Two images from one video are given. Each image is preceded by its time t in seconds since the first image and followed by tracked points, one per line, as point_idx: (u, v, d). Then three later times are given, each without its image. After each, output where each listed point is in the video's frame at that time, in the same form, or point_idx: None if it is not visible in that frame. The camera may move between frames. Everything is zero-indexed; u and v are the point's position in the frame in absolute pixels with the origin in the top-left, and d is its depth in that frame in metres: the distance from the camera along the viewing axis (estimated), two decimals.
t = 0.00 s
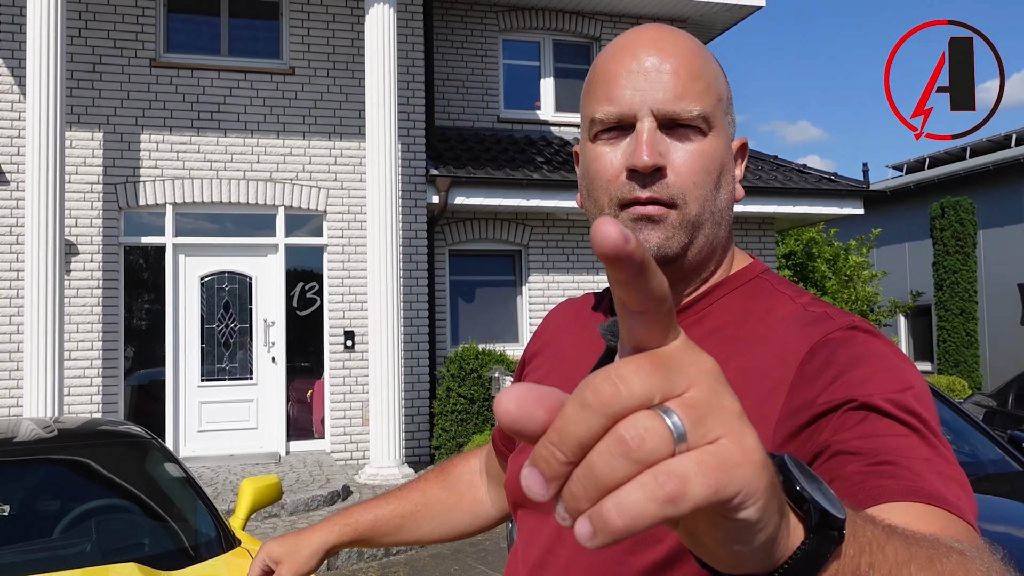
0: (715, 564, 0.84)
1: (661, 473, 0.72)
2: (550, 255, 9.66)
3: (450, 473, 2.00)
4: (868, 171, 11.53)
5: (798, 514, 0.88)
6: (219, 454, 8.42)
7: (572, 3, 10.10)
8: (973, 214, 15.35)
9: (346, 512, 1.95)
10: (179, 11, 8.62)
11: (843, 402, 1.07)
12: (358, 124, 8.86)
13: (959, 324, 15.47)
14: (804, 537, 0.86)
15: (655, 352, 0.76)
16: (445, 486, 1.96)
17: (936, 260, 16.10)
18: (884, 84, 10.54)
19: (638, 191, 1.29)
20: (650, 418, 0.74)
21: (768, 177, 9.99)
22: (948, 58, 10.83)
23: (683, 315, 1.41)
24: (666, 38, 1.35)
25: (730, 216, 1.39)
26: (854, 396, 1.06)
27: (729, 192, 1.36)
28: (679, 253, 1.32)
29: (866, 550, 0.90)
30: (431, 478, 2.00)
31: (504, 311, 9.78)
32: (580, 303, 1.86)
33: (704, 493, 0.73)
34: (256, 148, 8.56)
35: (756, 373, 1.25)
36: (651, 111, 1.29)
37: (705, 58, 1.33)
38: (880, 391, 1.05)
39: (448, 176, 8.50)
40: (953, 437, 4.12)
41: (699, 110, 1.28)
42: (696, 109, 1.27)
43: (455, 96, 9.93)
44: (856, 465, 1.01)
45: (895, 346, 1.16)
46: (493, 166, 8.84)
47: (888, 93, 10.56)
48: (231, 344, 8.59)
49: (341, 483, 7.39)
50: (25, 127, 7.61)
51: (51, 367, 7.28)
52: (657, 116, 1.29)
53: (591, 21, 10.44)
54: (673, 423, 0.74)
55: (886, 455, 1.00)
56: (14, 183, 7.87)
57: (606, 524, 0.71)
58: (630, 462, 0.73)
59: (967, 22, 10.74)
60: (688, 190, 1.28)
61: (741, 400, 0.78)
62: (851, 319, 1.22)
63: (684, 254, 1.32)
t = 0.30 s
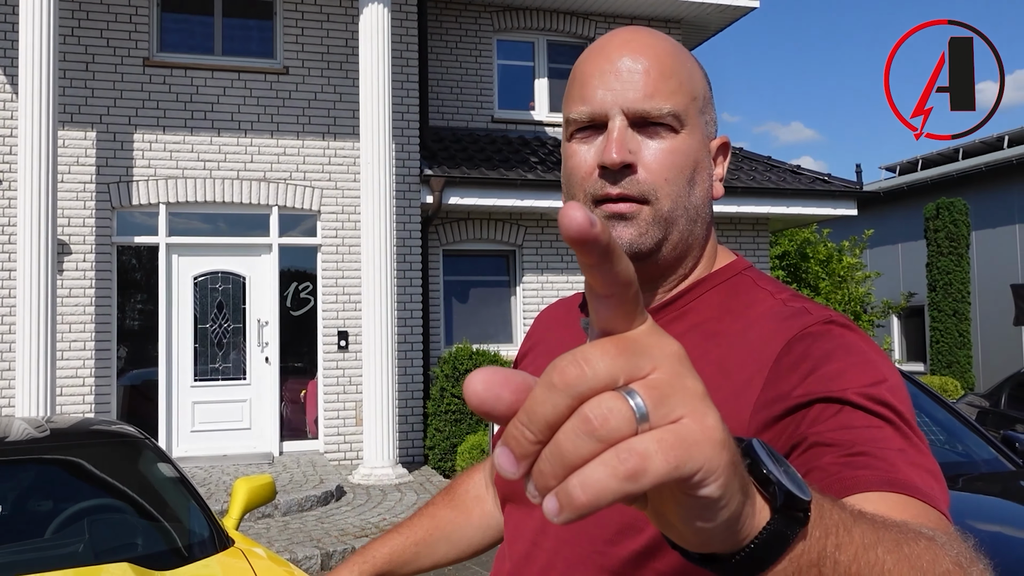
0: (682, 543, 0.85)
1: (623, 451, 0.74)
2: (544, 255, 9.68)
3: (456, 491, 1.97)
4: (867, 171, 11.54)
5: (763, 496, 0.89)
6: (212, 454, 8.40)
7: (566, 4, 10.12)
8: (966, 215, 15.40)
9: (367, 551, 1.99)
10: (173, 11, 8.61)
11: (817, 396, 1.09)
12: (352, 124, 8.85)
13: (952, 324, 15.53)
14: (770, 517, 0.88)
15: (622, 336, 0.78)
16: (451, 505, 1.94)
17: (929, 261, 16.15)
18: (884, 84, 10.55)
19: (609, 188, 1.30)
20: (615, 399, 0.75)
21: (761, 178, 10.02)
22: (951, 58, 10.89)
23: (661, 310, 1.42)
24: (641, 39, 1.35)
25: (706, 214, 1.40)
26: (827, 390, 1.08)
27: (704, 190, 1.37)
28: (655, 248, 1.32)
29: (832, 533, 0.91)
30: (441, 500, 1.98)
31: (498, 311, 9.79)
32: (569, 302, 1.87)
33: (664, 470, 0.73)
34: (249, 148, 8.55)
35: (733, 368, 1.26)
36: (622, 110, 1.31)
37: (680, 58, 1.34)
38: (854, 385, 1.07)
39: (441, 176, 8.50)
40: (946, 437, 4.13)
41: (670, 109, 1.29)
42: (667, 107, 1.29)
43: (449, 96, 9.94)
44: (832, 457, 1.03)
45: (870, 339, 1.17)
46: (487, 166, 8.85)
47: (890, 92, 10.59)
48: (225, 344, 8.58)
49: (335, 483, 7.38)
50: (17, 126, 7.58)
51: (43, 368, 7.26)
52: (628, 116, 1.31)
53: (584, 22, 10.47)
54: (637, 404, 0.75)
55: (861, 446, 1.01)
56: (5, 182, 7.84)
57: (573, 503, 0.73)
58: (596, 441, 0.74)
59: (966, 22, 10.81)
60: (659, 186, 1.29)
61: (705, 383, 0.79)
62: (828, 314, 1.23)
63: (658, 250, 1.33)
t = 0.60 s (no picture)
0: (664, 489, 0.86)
1: (615, 370, 0.76)
2: (537, 254, 9.68)
3: (453, 490, 1.98)
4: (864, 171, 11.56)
5: (744, 452, 0.90)
6: (205, 453, 8.38)
7: (560, 3, 10.12)
8: (959, 216, 15.46)
9: (367, 553, 2.00)
10: (166, 8, 8.59)
11: (797, 393, 1.10)
12: (346, 122, 8.83)
13: (944, 325, 15.59)
14: (749, 469, 0.88)
15: (626, 271, 0.81)
16: (448, 504, 1.95)
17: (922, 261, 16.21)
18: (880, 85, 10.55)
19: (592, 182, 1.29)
20: (611, 324, 0.78)
21: (755, 177, 10.04)
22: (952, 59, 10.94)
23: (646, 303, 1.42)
24: (629, 38, 1.37)
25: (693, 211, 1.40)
26: (806, 389, 1.09)
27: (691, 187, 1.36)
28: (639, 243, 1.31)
29: (809, 496, 0.92)
30: (438, 500, 1.99)
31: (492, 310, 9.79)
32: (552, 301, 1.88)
33: (652, 390, 0.76)
34: (242, 146, 8.53)
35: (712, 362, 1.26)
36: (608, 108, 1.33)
37: (664, 57, 1.35)
38: (834, 384, 1.08)
39: (435, 175, 8.49)
40: (938, 436, 4.15)
41: (655, 105, 1.30)
42: (651, 103, 1.30)
43: (443, 96, 9.93)
44: (812, 452, 1.05)
45: (850, 339, 1.18)
46: (481, 165, 8.85)
47: (895, 91, 10.65)
48: (218, 343, 8.56)
49: (328, 482, 7.37)
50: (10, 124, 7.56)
51: (36, 365, 7.24)
52: (614, 111, 1.32)
53: (579, 21, 10.47)
54: (632, 331, 0.78)
55: (840, 443, 1.04)
56: None
57: (571, 418, 0.77)
58: (592, 362, 0.77)
59: (965, 24, 10.85)
60: (644, 180, 1.27)
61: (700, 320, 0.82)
62: (810, 311, 1.24)
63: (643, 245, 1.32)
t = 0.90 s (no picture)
0: (667, 483, 0.89)
1: (619, 374, 0.80)
2: (532, 254, 9.71)
3: (445, 503, 2.00)
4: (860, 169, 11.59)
5: (749, 453, 0.92)
6: (200, 452, 8.38)
7: (555, 3, 10.14)
8: (951, 215, 15.53)
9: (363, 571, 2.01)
10: (161, 7, 8.58)
11: (785, 393, 1.12)
12: (340, 122, 8.83)
13: (936, 323, 15.67)
14: (754, 471, 0.90)
15: (639, 273, 0.84)
16: (441, 517, 1.97)
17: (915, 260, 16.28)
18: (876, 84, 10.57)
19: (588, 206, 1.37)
20: (621, 327, 0.82)
21: (749, 177, 10.07)
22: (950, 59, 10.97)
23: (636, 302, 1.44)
24: (610, 48, 1.41)
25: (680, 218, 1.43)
26: (795, 388, 1.12)
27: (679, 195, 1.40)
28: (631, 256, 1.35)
29: (810, 496, 0.94)
30: (431, 514, 2.01)
31: (487, 309, 9.81)
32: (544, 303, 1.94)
33: (654, 396, 0.79)
34: (237, 145, 8.52)
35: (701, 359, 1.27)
36: (595, 127, 1.35)
37: (649, 67, 1.37)
38: (821, 384, 1.11)
39: (430, 174, 8.51)
40: (930, 434, 4.20)
41: (642, 121, 1.32)
42: (639, 120, 1.32)
43: (438, 95, 9.94)
44: (802, 450, 1.08)
45: (836, 339, 1.21)
46: (476, 165, 8.86)
47: (895, 91, 10.69)
48: (213, 342, 8.56)
49: (323, 481, 7.38)
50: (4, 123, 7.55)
51: (30, 365, 7.23)
52: (602, 130, 1.35)
53: (573, 21, 10.48)
54: (640, 335, 0.82)
55: (828, 441, 1.07)
56: None
57: (576, 417, 0.81)
58: (598, 364, 0.82)
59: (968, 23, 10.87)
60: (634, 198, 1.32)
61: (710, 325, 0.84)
62: (796, 311, 1.26)
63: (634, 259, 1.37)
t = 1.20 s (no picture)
0: (667, 520, 0.93)
1: (612, 436, 0.84)
2: (528, 253, 9.71)
3: (439, 513, 1.99)
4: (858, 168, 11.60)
5: (744, 487, 0.95)
6: (195, 453, 8.37)
7: (550, 3, 10.13)
8: (946, 215, 15.57)
9: None
10: (156, 7, 8.56)
11: (774, 393, 1.12)
12: (336, 122, 8.82)
13: (931, 323, 15.72)
14: (747, 505, 0.94)
15: (632, 328, 0.88)
16: (436, 528, 1.97)
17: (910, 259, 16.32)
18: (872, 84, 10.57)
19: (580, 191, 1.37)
20: (613, 387, 0.87)
21: (744, 176, 10.09)
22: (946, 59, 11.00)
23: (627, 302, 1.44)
24: (614, 47, 1.42)
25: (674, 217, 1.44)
26: (784, 389, 1.12)
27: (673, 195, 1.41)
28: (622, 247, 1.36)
29: (805, 524, 0.97)
30: (426, 526, 2.01)
31: (483, 309, 9.81)
32: (537, 307, 1.94)
33: (648, 456, 0.84)
34: (232, 145, 8.51)
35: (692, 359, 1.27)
36: (593, 117, 1.37)
37: (650, 66, 1.39)
38: (809, 384, 1.11)
39: (426, 174, 8.50)
40: (925, 433, 4.22)
41: (640, 116, 1.34)
42: (637, 115, 1.34)
43: (433, 94, 9.93)
44: (792, 452, 1.08)
45: (822, 339, 1.22)
46: (472, 164, 8.86)
47: (893, 91, 10.70)
48: (208, 342, 8.54)
49: (319, 481, 7.37)
50: None
51: (25, 365, 7.21)
52: (599, 122, 1.36)
53: (569, 21, 10.48)
54: (632, 395, 0.87)
55: (818, 442, 1.07)
56: None
57: (569, 473, 0.85)
58: (589, 426, 0.87)
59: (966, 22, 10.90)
60: (628, 190, 1.34)
61: (702, 378, 0.89)
62: (785, 311, 1.27)
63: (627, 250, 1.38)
